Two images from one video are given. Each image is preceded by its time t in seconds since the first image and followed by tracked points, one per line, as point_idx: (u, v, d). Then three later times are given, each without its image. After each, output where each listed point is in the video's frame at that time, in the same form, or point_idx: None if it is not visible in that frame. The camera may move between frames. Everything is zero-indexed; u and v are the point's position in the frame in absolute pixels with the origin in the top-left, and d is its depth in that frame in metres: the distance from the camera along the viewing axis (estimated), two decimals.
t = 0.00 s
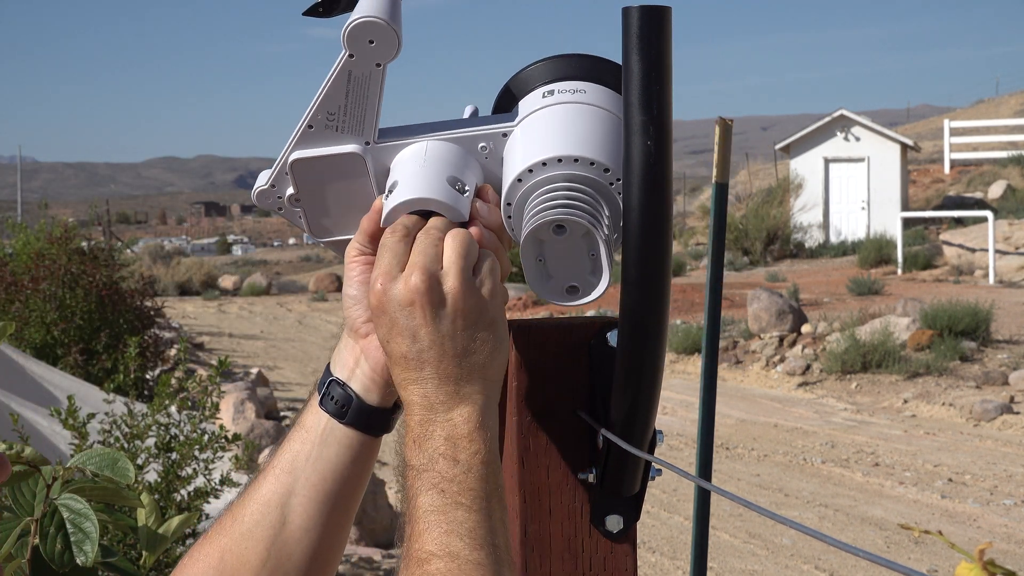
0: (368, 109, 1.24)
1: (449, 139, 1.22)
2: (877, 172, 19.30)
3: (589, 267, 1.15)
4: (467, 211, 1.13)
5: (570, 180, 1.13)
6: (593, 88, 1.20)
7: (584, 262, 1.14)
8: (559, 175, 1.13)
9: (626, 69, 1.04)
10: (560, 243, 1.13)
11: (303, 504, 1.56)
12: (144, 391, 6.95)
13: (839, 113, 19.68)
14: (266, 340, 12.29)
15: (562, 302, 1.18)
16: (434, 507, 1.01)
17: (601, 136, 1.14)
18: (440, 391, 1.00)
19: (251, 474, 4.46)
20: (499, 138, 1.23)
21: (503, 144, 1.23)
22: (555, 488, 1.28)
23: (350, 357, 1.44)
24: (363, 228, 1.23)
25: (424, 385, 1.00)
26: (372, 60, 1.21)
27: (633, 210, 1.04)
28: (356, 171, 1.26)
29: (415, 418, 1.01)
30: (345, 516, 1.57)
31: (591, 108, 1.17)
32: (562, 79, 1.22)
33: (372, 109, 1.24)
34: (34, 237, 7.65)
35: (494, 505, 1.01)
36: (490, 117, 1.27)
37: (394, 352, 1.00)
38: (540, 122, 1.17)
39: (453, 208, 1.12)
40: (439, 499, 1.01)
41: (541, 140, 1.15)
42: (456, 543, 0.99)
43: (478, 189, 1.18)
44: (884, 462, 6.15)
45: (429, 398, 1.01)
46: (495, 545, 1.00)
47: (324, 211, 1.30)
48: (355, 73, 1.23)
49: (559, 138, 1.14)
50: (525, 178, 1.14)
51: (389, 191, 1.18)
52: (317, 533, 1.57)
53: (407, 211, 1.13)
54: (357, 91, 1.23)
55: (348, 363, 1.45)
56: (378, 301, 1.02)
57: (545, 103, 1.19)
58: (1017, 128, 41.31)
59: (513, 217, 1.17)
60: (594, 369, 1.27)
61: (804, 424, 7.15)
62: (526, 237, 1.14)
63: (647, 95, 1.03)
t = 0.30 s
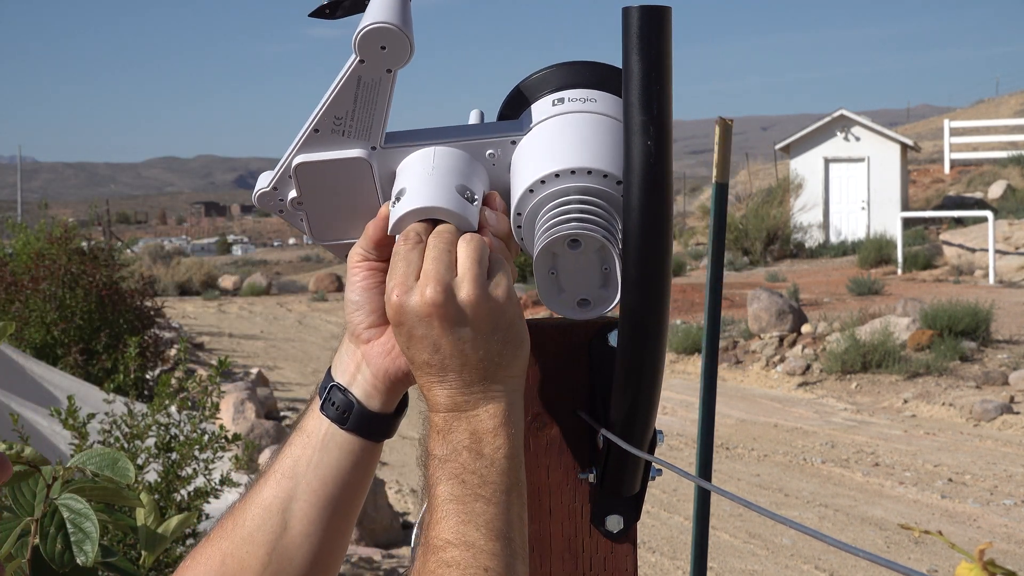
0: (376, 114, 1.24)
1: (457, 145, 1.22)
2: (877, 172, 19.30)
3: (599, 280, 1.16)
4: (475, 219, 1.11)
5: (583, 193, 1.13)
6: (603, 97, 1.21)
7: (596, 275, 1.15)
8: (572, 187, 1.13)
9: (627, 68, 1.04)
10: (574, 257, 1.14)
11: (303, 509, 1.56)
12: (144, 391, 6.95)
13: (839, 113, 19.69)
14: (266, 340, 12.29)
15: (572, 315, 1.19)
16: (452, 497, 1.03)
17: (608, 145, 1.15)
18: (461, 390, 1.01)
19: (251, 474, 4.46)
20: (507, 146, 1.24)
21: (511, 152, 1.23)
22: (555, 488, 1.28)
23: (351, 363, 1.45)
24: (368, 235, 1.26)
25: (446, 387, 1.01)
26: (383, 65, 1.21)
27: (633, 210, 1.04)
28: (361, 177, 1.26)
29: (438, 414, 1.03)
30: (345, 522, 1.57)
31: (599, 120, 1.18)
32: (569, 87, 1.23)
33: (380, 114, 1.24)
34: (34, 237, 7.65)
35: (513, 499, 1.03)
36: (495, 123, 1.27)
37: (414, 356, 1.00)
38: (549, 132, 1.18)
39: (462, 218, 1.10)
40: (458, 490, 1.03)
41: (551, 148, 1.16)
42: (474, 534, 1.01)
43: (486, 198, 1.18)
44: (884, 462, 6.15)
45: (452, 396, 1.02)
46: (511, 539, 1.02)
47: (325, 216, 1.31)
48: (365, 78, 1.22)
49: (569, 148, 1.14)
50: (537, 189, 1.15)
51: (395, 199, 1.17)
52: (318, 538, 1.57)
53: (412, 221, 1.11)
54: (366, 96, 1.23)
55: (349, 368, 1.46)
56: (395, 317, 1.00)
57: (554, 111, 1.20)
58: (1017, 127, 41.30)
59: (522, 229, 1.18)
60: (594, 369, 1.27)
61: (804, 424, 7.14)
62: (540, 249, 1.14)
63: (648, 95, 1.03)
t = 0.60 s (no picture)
0: (378, 114, 1.23)
1: (458, 145, 1.22)
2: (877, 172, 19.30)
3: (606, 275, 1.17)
4: (480, 215, 1.13)
5: (589, 188, 1.13)
6: (601, 93, 1.22)
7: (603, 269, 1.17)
8: (579, 182, 1.13)
9: (627, 69, 1.04)
10: (582, 251, 1.15)
11: (298, 506, 1.56)
12: (145, 391, 6.95)
13: (839, 113, 19.69)
14: (266, 340, 12.29)
15: (580, 308, 1.20)
16: (461, 476, 1.02)
17: (610, 142, 1.16)
18: (471, 368, 1.01)
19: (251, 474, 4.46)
20: (508, 144, 1.23)
21: (511, 150, 1.23)
22: (555, 488, 1.29)
23: (346, 361, 1.47)
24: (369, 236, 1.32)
25: (456, 364, 1.01)
26: (387, 66, 1.21)
27: (633, 210, 1.05)
28: (362, 178, 1.26)
29: (448, 393, 1.02)
30: (339, 519, 1.57)
31: (601, 115, 1.19)
32: (567, 85, 1.23)
33: (381, 114, 1.24)
34: (34, 237, 7.65)
35: (521, 480, 1.02)
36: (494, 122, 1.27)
37: (424, 333, 1.01)
38: (552, 129, 1.18)
39: (467, 212, 1.11)
40: (466, 469, 1.02)
41: (554, 147, 1.16)
42: (480, 512, 1.00)
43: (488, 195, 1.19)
44: (884, 462, 6.15)
45: (462, 377, 1.02)
46: (519, 519, 1.01)
47: (325, 216, 1.31)
48: (367, 79, 1.22)
49: (572, 147, 1.15)
50: (541, 185, 1.15)
51: (399, 197, 1.17)
52: (312, 534, 1.57)
53: (416, 219, 1.12)
54: (368, 97, 1.23)
55: (344, 366, 1.48)
56: (405, 295, 1.01)
57: (555, 109, 1.20)
58: (1017, 128, 41.30)
59: (529, 224, 1.18)
60: (594, 368, 1.27)
61: (804, 424, 7.14)
62: (547, 246, 1.15)
63: (648, 95, 1.03)
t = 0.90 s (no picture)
0: (395, 117, 1.24)
1: (471, 151, 1.23)
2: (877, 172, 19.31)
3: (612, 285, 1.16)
4: (491, 220, 1.12)
5: (597, 200, 1.13)
6: (614, 107, 1.22)
7: (609, 279, 1.15)
8: (587, 195, 1.13)
9: (626, 69, 1.04)
10: (588, 263, 1.14)
11: (300, 504, 1.56)
12: (144, 391, 6.95)
13: (839, 113, 19.69)
14: (266, 340, 12.29)
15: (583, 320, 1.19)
16: (461, 471, 1.02)
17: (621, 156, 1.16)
18: (476, 362, 1.01)
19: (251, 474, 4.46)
20: (522, 153, 1.24)
21: (525, 158, 1.23)
22: (555, 488, 1.29)
23: (350, 361, 1.47)
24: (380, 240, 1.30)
25: (461, 358, 1.01)
26: (405, 68, 1.21)
27: (633, 210, 1.05)
28: (376, 179, 1.26)
29: (451, 388, 1.02)
30: (340, 518, 1.57)
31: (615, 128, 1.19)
32: (583, 99, 1.24)
33: (399, 116, 1.24)
34: (34, 237, 7.65)
35: (524, 474, 1.02)
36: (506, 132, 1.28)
37: (434, 324, 1.01)
38: (566, 138, 1.18)
39: (478, 216, 1.11)
40: (467, 464, 1.02)
41: (566, 157, 1.16)
42: (481, 505, 1.00)
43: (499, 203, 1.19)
44: (884, 462, 6.15)
45: (465, 371, 1.02)
46: (520, 513, 1.00)
47: (337, 216, 1.31)
48: (385, 81, 1.22)
49: (583, 159, 1.15)
50: (552, 196, 1.15)
51: (411, 200, 1.18)
52: (313, 533, 1.57)
53: (429, 219, 1.12)
54: (386, 99, 1.23)
55: (349, 366, 1.48)
56: (420, 282, 1.01)
57: (570, 120, 1.20)
58: (1016, 128, 41.29)
59: (537, 235, 1.19)
60: (595, 368, 1.27)
61: (804, 424, 7.14)
62: (553, 255, 1.14)
63: (647, 95, 1.03)
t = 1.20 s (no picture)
0: (393, 120, 1.24)
1: (470, 153, 1.23)
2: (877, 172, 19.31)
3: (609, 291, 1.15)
4: (490, 225, 1.12)
5: (596, 206, 1.13)
6: (613, 108, 1.22)
7: (606, 285, 1.15)
8: (586, 200, 1.13)
9: (626, 70, 1.04)
10: (586, 269, 1.14)
11: (304, 507, 1.57)
12: (145, 391, 6.95)
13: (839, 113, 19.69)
14: (266, 340, 12.28)
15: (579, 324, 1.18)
16: (461, 476, 1.02)
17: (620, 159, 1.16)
18: (475, 369, 1.01)
19: (251, 474, 4.46)
20: (520, 155, 1.25)
21: (524, 161, 1.24)
22: (556, 489, 1.29)
23: (354, 364, 1.47)
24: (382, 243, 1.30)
25: (460, 365, 1.01)
26: (403, 73, 1.21)
27: (632, 212, 1.05)
28: (375, 182, 1.26)
29: (449, 395, 1.02)
30: (343, 521, 1.58)
31: (613, 131, 1.19)
32: (583, 99, 1.24)
33: (397, 120, 1.24)
34: (34, 237, 7.64)
35: (523, 480, 1.02)
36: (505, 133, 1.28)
37: (432, 332, 1.01)
38: (565, 140, 1.19)
39: (476, 222, 1.11)
40: (466, 469, 1.02)
41: (565, 161, 1.16)
42: (481, 511, 1.00)
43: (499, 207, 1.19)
44: (884, 462, 6.15)
45: (464, 377, 1.02)
46: (521, 519, 1.00)
47: (337, 219, 1.31)
48: (383, 85, 1.22)
49: (581, 163, 1.14)
50: (550, 201, 1.15)
51: (410, 204, 1.18)
52: (317, 535, 1.57)
53: (427, 224, 1.12)
54: (384, 102, 1.23)
55: (352, 369, 1.48)
56: (418, 291, 1.01)
57: (569, 122, 1.21)
58: (1016, 128, 41.28)
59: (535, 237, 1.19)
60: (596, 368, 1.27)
61: (804, 424, 7.14)
62: (550, 262, 1.14)
63: (647, 95, 1.03)
